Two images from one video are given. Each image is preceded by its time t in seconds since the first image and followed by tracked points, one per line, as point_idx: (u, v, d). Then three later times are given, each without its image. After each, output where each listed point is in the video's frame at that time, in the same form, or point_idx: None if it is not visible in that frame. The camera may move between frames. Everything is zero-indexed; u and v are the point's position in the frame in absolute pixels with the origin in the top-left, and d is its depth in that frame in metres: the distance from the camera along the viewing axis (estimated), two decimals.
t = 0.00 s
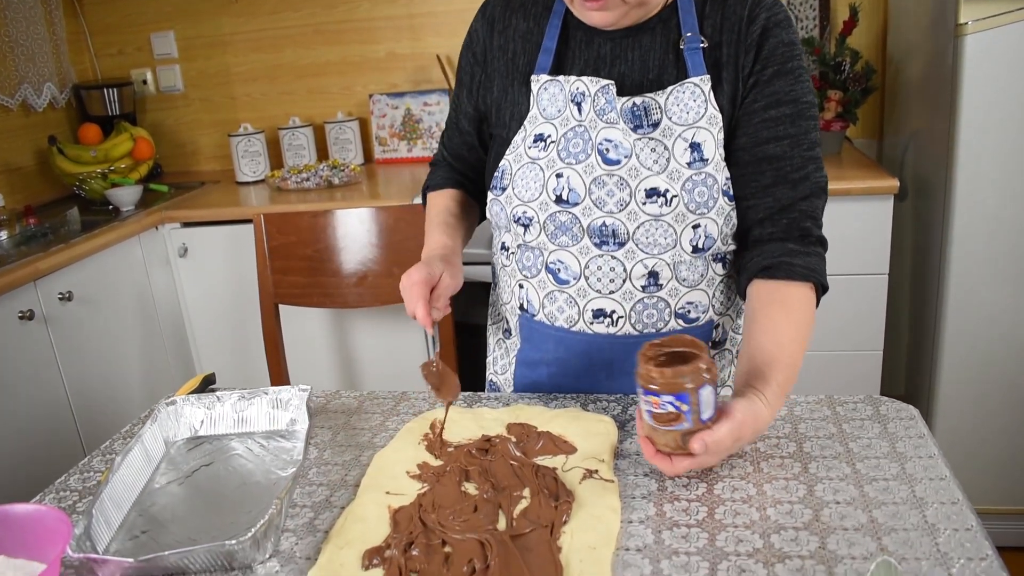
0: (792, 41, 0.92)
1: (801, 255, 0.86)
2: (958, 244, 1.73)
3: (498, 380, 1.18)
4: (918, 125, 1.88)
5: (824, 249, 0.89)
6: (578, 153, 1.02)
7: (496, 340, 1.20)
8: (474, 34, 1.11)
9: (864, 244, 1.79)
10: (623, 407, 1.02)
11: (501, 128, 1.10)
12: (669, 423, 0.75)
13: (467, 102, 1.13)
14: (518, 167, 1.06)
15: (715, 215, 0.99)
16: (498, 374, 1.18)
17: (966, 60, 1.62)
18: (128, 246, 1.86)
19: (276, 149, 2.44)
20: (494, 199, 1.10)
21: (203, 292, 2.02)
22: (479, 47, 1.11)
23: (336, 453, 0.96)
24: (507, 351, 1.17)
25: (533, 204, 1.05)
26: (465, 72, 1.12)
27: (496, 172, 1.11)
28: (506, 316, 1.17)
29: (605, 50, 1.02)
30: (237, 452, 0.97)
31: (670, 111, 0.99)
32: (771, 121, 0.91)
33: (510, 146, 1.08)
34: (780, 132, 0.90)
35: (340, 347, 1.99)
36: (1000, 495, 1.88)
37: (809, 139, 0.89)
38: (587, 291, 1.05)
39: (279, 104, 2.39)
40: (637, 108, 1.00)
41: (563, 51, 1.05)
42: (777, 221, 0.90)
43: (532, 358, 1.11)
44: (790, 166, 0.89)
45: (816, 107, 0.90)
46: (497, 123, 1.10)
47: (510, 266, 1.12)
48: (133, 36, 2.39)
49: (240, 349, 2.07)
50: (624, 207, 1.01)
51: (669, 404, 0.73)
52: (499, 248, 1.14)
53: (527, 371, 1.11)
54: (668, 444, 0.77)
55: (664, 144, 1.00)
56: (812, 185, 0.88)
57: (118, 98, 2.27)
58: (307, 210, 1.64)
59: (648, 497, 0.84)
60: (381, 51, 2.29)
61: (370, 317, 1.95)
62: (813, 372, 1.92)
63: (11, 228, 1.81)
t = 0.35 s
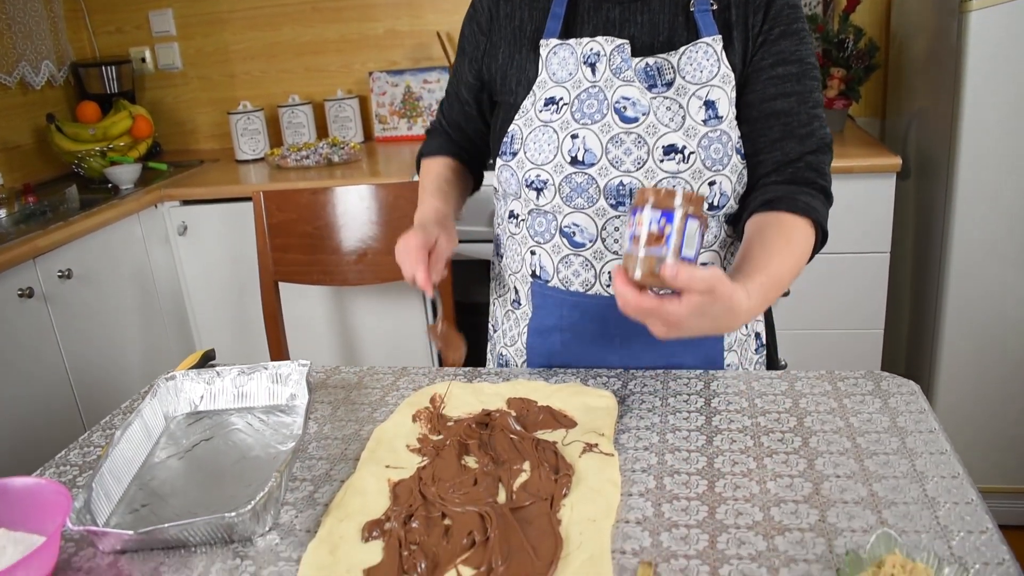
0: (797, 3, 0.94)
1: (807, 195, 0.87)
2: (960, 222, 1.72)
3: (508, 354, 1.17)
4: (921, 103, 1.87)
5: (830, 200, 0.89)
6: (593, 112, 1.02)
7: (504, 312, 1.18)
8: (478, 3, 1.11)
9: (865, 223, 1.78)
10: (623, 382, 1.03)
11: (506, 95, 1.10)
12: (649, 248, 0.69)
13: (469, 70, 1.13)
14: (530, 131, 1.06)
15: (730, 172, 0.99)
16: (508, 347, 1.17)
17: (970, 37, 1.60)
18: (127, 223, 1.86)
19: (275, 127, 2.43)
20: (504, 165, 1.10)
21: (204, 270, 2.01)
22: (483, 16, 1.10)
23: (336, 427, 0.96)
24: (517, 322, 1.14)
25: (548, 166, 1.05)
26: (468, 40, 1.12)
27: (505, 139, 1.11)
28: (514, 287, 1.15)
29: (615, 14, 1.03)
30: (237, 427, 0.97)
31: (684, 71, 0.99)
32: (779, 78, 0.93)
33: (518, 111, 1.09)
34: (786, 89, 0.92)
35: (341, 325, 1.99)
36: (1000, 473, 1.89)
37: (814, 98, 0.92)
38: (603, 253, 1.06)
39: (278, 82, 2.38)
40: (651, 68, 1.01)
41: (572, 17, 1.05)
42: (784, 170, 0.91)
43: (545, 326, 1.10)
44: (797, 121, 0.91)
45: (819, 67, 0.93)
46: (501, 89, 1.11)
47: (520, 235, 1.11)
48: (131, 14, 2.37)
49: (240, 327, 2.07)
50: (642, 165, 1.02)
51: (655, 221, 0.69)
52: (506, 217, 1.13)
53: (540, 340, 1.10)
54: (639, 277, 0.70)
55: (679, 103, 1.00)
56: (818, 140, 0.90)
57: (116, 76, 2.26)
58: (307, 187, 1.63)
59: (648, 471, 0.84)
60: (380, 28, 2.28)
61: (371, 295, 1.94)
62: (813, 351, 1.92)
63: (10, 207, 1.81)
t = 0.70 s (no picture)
0: None
1: (789, 166, 0.87)
2: (961, 201, 1.72)
3: (499, 331, 1.16)
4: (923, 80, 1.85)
5: (815, 171, 0.89)
6: (578, 89, 1.03)
7: (494, 290, 1.16)
8: None
9: (865, 200, 1.77)
10: (621, 359, 1.02)
11: (492, 69, 1.07)
12: (613, 261, 0.72)
13: (456, 38, 1.10)
14: (515, 108, 1.07)
15: (716, 148, 1.01)
16: (499, 325, 1.16)
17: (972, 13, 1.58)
18: (124, 202, 1.85)
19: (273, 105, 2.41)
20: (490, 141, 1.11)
21: (201, 250, 2.01)
22: None
23: (334, 405, 0.96)
24: (507, 300, 1.14)
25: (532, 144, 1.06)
26: (453, 9, 1.09)
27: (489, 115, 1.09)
28: (502, 265, 1.14)
29: None
30: (235, 405, 0.96)
31: (669, 46, 0.99)
32: (760, 50, 0.94)
33: (504, 87, 1.07)
34: (767, 61, 0.93)
35: (340, 305, 1.99)
36: (998, 451, 1.89)
37: (797, 70, 0.92)
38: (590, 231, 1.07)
39: (275, 60, 2.36)
40: (635, 43, 1.01)
41: None
42: (765, 142, 0.91)
43: (534, 305, 1.10)
44: (778, 93, 0.92)
45: (803, 38, 0.93)
46: (487, 63, 1.08)
47: (506, 214, 1.11)
48: None
49: (239, 307, 2.06)
50: (627, 142, 1.03)
51: (604, 232, 0.72)
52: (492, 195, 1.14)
53: (531, 318, 1.10)
54: (606, 289, 0.73)
55: (664, 79, 1.01)
56: (800, 112, 0.90)
57: (111, 55, 2.24)
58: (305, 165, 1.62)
59: (647, 447, 0.84)
60: (378, 5, 2.26)
61: (369, 274, 1.94)
62: (813, 329, 1.92)
63: (5, 186, 1.80)
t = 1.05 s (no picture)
0: None
1: (784, 139, 0.86)
2: (965, 186, 1.70)
3: (493, 314, 1.14)
4: (929, 63, 1.84)
5: (811, 146, 0.88)
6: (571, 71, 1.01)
7: (485, 274, 1.14)
8: None
9: (869, 184, 1.76)
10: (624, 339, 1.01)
11: (480, 48, 1.05)
12: (583, 273, 0.71)
13: (444, 11, 1.08)
14: (505, 89, 1.05)
15: (713, 131, 1.01)
16: (492, 309, 1.14)
17: None
18: (123, 181, 1.84)
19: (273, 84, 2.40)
20: (479, 123, 1.09)
21: (201, 229, 2.00)
22: None
23: (335, 382, 0.95)
24: (499, 284, 1.12)
25: (524, 127, 1.05)
26: None
27: (478, 96, 1.07)
28: (494, 249, 1.12)
29: None
30: (235, 381, 0.96)
31: (664, 26, 0.98)
32: (754, 25, 0.93)
33: (493, 66, 1.04)
34: (761, 37, 0.93)
35: (340, 286, 1.98)
36: (999, 437, 1.88)
37: (793, 45, 0.91)
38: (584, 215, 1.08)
39: (276, 38, 2.35)
40: (629, 22, 0.99)
41: None
42: (759, 118, 0.91)
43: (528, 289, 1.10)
44: (773, 69, 0.91)
45: (798, 14, 0.92)
46: (474, 41, 1.06)
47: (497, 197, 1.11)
48: None
49: (239, 287, 2.06)
50: (622, 126, 1.02)
51: (561, 255, 0.71)
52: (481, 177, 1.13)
53: (526, 303, 1.10)
54: (593, 300, 0.71)
55: (659, 59, 0.99)
56: (796, 88, 0.90)
57: (111, 33, 2.22)
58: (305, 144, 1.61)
59: (649, 426, 0.83)
60: None
61: (369, 255, 1.93)
62: (815, 313, 1.91)
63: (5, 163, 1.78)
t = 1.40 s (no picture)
0: None
1: (775, 115, 0.86)
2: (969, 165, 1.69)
3: (492, 295, 1.14)
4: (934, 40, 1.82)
5: (805, 123, 0.88)
6: (568, 53, 1.00)
7: (484, 255, 1.13)
8: None
9: (873, 163, 1.75)
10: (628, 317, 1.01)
11: (477, 29, 1.05)
12: (550, 266, 0.70)
13: None
14: (501, 72, 1.03)
15: (713, 112, 1.00)
16: (492, 290, 1.13)
17: None
18: (123, 161, 1.83)
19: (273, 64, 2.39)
20: (476, 107, 1.07)
21: (202, 210, 1.99)
22: None
23: (337, 360, 0.95)
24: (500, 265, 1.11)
25: (521, 111, 1.04)
26: None
27: (475, 79, 1.07)
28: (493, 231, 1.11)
29: None
30: (237, 360, 0.96)
31: (663, 6, 0.97)
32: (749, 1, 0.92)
33: (489, 48, 1.04)
34: (755, 14, 0.91)
35: (342, 266, 1.98)
36: (1002, 416, 1.88)
37: (788, 21, 0.90)
38: (583, 198, 1.08)
39: (276, 17, 2.33)
40: (627, 3, 0.98)
41: None
42: (751, 96, 0.90)
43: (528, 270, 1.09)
44: (767, 47, 0.90)
45: None
46: (472, 22, 1.05)
47: (495, 179, 1.12)
48: None
49: (241, 267, 2.05)
50: (621, 109, 1.01)
51: (526, 254, 0.70)
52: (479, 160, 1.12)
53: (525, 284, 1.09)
54: (564, 288, 0.70)
55: (658, 40, 0.98)
56: (791, 65, 0.89)
57: (110, 12, 2.21)
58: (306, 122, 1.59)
59: (653, 404, 0.83)
60: None
61: (371, 235, 1.92)
62: (818, 292, 1.91)
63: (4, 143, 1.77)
